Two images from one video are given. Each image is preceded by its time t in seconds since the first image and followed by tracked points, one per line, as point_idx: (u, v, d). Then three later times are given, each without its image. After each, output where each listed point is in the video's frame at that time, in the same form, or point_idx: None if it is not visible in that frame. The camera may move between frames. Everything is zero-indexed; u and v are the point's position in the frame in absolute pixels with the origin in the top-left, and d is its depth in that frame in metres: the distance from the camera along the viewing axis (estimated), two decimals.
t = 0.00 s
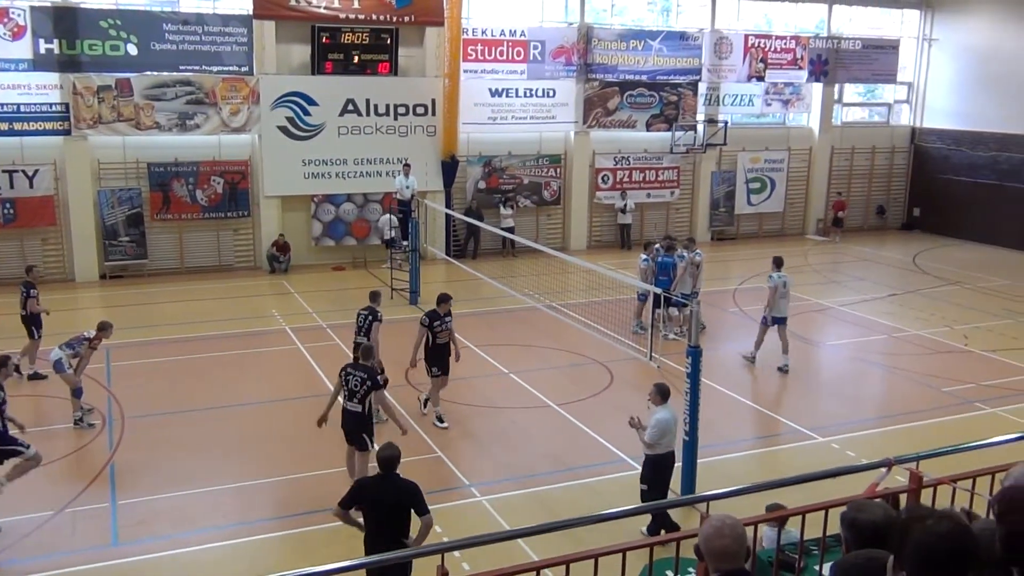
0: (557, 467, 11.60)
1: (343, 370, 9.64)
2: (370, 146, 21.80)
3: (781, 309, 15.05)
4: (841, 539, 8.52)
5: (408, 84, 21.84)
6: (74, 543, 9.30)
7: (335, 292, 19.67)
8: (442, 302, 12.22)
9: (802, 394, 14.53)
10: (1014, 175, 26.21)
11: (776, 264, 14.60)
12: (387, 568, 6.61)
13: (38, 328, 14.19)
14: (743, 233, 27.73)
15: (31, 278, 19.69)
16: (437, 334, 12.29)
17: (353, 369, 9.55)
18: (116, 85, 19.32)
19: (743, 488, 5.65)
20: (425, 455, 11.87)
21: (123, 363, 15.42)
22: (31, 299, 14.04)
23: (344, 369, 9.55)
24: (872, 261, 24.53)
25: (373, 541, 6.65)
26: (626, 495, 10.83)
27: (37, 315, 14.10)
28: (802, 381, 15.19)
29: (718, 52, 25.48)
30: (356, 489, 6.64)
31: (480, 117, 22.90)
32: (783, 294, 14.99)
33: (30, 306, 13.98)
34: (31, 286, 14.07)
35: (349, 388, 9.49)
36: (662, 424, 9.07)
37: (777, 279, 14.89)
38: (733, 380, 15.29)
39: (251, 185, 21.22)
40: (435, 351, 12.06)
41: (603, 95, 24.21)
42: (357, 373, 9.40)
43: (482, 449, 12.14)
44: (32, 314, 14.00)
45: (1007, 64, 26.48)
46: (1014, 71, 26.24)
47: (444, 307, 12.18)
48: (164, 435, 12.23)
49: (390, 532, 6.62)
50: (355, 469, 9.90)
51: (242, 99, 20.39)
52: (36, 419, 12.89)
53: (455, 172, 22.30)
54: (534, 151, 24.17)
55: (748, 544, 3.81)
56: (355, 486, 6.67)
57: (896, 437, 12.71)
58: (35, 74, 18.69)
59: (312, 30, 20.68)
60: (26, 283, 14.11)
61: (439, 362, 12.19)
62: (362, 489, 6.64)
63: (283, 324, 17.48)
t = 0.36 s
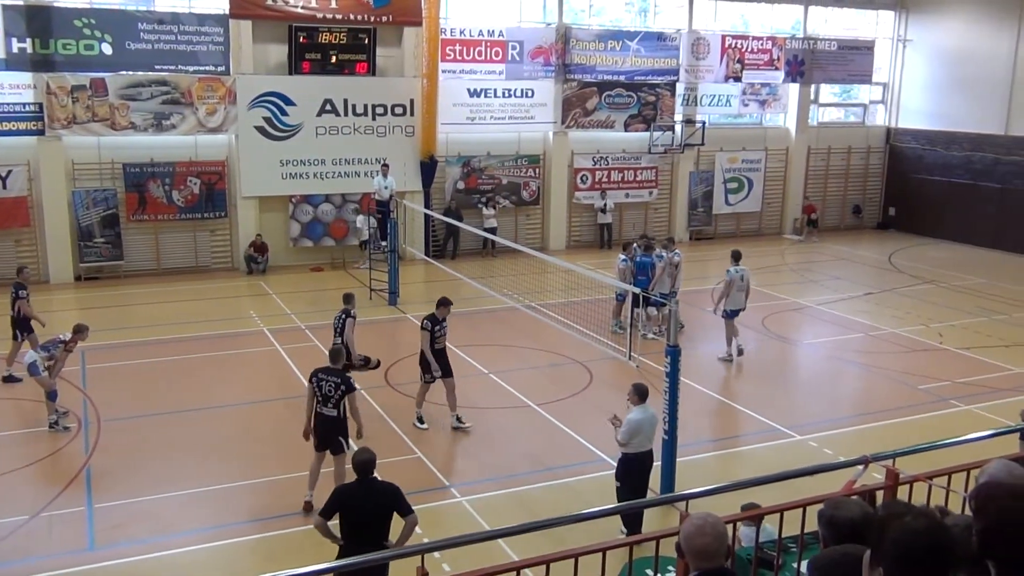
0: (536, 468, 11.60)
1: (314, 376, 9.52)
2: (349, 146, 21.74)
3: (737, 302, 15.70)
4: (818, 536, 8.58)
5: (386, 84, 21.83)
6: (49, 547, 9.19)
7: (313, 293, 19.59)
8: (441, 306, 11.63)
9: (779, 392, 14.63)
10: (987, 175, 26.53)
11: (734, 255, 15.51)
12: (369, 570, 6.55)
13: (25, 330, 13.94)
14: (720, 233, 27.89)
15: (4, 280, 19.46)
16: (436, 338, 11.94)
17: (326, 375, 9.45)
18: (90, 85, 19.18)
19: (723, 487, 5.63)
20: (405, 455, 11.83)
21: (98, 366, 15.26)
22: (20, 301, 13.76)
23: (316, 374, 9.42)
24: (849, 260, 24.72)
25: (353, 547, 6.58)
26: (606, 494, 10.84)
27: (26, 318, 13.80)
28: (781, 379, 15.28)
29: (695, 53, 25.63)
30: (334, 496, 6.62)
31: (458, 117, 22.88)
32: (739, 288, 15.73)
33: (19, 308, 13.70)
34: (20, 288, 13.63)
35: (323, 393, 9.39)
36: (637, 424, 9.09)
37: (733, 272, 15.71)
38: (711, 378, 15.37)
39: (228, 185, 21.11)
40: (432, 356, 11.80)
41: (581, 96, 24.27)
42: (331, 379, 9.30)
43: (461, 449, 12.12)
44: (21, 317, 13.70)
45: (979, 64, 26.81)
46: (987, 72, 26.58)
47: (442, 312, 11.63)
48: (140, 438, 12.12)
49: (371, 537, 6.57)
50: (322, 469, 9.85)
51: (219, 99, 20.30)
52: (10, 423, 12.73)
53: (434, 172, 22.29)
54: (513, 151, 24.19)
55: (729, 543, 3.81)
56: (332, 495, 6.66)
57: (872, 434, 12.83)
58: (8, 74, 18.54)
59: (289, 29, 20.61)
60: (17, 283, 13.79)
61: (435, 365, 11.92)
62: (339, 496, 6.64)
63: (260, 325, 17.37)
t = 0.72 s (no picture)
0: (516, 468, 11.59)
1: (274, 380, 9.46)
2: (328, 146, 21.68)
3: (702, 298, 16.12)
4: (795, 534, 8.63)
5: (365, 84, 21.79)
6: (24, 550, 9.10)
7: (292, 293, 19.51)
8: (447, 308, 11.55)
9: (757, 391, 14.73)
10: (962, 175, 26.81)
11: (701, 255, 15.88)
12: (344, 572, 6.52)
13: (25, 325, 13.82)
14: (700, 233, 28.02)
15: None
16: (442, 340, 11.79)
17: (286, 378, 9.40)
18: (66, 83, 19.02)
19: (701, 486, 5.62)
20: (385, 456, 11.79)
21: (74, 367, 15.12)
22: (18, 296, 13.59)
23: (277, 379, 9.37)
24: (826, 260, 24.90)
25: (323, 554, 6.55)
26: (585, 494, 10.85)
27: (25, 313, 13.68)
28: (759, 379, 15.38)
29: (674, 53, 25.77)
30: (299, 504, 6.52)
31: (438, 117, 22.87)
32: (704, 285, 16.15)
33: (19, 303, 13.54)
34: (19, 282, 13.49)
35: (285, 397, 9.37)
36: (614, 424, 9.10)
37: (699, 269, 16.12)
38: (690, 378, 15.44)
39: (206, 185, 21.00)
40: (437, 360, 11.63)
41: (561, 96, 24.31)
42: (292, 381, 9.26)
43: (440, 450, 12.10)
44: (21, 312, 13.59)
45: (955, 66, 27.11)
46: (962, 74, 26.88)
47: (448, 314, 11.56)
48: (117, 440, 12.02)
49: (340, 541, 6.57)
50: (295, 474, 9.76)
51: (196, 98, 20.19)
52: None
53: (414, 172, 22.28)
54: (493, 151, 24.19)
55: (710, 542, 3.83)
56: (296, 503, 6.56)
57: (849, 433, 12.94)
58: None
59: (268, 28, 20.57)
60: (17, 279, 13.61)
61: (439, 369, 11.78)
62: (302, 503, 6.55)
63: (239, 326, 17.27)
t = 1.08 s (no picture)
0: (500, 468, 11.59)
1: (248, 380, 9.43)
2: (311, 146, 21.61)
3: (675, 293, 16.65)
4: (778, 533, 8.64)
5: (349, 84, 21.73)
6: (2, 553, 9.01)
7: (276, 293, 19.43)
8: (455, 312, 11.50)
9: (740, 391, 14.78)
10: (943, 176, 27.03)
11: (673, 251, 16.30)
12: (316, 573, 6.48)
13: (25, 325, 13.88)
14: (684, 233, 28.11)
15: None
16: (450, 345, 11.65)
17: (259, 378, 9.35)
18: (46, 82, 18.86)
19: (684, 486, 5.61)
20: (369, 456, 11.75)
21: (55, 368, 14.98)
22: (18, 297, 13.77)
23: (249, 380, 9.34)
24: (808, 261, 25.01)
25: (279, 560, 6.55)
26: (569, 494, 10.86)
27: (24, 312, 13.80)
28: (742, 379, 15.43)
29: (658, 54, 25.87)
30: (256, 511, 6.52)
31: (422, 117, 22.85)
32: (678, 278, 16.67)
33: (17, 304, 13.76)
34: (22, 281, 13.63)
35: (258, 399, 9.33)
36: (599, 425, 9.10)
37: (672, 264, 16.62)
38: (673, 378, 15.47)
39: (188, 184, 20.91)
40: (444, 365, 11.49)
41: (546, 96, 24.34)
42: (263, 383, 9.21)
43: (424, 450, 12.07)
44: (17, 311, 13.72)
45: (935, 67, 27.34)
46: (943, 75, 27.11)
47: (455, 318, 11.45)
48: (97, 441, 11.92)
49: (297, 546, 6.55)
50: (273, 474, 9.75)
51: (178, 97, 20.08)
52: None
53: (398, 172, 22.26)
54: (477, 151, 24.18)
55: (694, 542, 3.83)
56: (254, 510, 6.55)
57: (830, 432, 13.02)
58: None
59: (251, 27, 20.49)
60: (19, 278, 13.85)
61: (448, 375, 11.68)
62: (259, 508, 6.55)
63: (222, 327, 17.16)
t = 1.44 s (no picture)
0: (490, 468, 11.58)
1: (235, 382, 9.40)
2: (301, 146, 21.58)
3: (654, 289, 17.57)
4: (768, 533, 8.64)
5: (339, 84, 21.71)
6: None
7: (266, 294, 19.39)
8: (469, 314, 11.38)
9: (730, 391, 14.81)
10: (932, 177, 27.14)
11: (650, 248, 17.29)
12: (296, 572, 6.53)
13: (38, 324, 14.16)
14: (674, 234, 28.16)
15: None
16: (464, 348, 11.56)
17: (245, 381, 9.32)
18: (34, 82, 18.78)
19: (673, 486, 5.60)
20: (359, 457, 11.73)
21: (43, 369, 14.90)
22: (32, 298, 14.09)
23: (235, 382, 9.31)
24: (798, 261, 25.09)
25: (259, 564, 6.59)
26: (560, 494, 10.86)
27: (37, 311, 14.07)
28: (732, 379, 15.47)
29: (648, 55, 25.92)
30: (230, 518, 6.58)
31: (413, 117, 22.85)
32: (655, 275, 17.65)
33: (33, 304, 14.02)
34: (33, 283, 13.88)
35: (245, 400, 9.31)
36: (594, 426, 9.10)
37: (650, 262, 17.60)
38: (664, 378, 15.49)
39: (177, 185, 20.87)
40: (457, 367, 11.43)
41: (536, 97, 24.35)
42: (248, 386, 9.18)
43: (414, 450, 12.05)
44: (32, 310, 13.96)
45: (924, 69, 27.45)
46: (932, 77, 27.22)
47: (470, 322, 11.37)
48: (85, 443, 11.86)
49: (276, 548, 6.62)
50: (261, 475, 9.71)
51: (168, 97, 20.02)
52: None
53: (388, 172, 22.26)
54: (468, 152, 24.17)
55: (683, 542, 3.83)
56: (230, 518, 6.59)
57: (819, 431, 13.06)
58: None
59: (240, 27, 20.44)
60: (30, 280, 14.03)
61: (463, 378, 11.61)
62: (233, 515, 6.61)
63: (211, 327, 17.10)
